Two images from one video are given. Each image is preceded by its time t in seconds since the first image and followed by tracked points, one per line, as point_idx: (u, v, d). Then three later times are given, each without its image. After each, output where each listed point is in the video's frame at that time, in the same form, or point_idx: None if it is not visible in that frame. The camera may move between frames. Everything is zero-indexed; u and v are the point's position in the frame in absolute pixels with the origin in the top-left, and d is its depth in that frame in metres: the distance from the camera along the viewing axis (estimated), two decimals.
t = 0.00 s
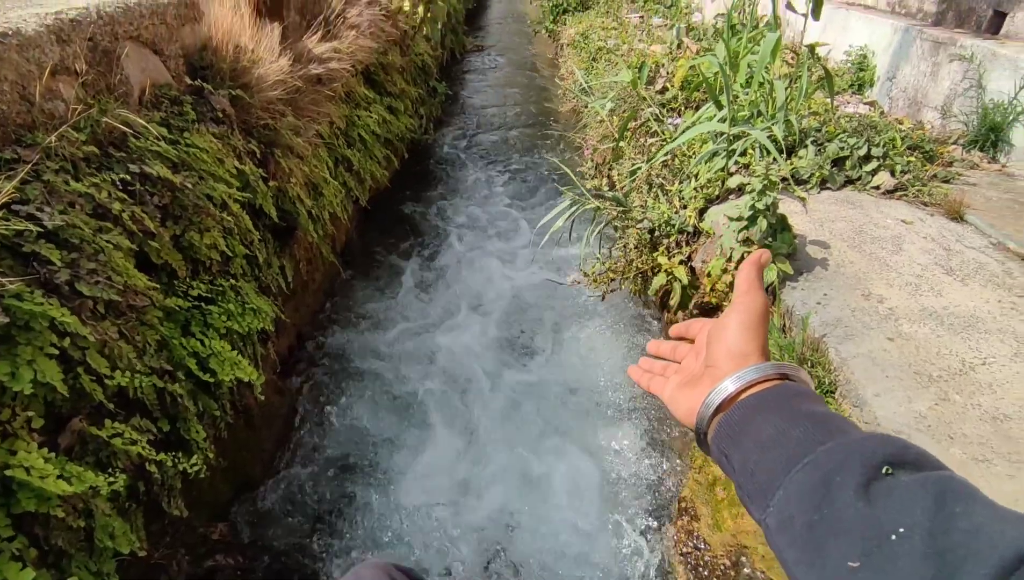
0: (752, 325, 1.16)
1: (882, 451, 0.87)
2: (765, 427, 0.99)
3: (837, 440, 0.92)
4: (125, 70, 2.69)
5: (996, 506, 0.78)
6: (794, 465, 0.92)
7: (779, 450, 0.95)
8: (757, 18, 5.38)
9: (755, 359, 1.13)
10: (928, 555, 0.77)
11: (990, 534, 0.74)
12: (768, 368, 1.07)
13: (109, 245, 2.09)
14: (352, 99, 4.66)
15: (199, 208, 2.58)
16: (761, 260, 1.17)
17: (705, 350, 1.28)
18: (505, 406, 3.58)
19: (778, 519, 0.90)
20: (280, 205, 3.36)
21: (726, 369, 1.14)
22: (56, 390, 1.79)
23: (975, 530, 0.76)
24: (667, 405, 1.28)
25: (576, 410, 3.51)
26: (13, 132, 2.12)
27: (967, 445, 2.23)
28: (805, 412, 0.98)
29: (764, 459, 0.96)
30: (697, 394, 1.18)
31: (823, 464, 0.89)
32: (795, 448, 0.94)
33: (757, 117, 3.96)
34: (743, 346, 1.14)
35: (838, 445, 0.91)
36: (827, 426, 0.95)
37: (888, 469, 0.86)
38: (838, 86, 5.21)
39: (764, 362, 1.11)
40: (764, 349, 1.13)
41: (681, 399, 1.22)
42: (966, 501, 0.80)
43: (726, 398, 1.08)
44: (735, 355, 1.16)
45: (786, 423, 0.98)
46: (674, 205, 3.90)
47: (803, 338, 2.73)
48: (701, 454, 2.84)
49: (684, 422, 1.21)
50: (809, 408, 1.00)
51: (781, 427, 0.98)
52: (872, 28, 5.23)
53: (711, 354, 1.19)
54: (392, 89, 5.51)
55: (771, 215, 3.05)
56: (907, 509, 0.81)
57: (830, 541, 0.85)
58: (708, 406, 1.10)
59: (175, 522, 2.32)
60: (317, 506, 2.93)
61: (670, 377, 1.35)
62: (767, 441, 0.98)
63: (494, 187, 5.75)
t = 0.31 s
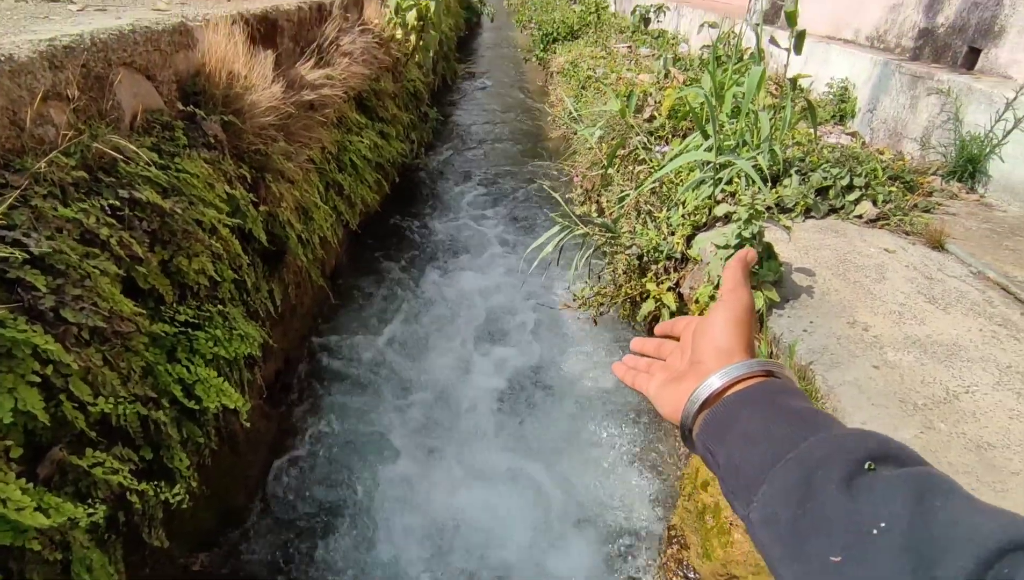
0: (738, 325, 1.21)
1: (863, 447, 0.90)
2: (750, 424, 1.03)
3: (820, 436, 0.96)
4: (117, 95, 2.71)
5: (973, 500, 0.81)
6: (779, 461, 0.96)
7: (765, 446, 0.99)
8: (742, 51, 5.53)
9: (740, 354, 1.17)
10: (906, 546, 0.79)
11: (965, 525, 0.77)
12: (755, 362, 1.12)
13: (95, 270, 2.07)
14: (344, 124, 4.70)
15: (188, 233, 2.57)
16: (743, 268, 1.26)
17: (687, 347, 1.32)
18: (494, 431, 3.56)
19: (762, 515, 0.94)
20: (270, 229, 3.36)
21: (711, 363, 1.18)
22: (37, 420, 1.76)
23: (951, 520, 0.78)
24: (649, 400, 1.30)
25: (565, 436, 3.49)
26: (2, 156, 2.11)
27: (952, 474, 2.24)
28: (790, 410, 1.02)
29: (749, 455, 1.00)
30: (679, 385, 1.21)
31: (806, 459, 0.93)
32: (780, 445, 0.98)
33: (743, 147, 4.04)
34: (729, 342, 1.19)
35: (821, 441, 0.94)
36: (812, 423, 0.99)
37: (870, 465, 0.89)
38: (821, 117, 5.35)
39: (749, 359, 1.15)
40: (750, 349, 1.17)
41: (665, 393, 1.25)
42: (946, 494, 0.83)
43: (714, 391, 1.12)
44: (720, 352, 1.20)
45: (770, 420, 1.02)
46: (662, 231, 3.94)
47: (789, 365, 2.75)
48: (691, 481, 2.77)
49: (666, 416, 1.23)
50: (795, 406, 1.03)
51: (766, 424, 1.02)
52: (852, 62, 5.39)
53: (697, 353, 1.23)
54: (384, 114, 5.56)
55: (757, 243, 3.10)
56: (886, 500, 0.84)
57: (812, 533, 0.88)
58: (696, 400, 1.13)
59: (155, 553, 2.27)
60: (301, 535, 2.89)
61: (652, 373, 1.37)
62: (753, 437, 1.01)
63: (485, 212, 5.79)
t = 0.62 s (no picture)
0: (710, 271, 1.19)
1: (822, 382, 0.88)
2: (716, 366, 1.01)
3: (781, 374, 0.93)
4: (117, 124, 2.76)
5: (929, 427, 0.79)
6: (743, 400, 0.93)
7: (729, 385, 0.97)
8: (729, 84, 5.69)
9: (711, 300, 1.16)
10: (866, 476, 0.77)
11: (922, 451, 0.76)
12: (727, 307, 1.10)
13: (91, 297, 2.09)
14: (340, 150, 4.77)
15: (184, 260, 2.60)
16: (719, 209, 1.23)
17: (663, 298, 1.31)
18: (485, 458, 3.59)
19: (727, 454, 0.92)
20: (265, 254, 3.39)
21: (683, 310, 1.16)
22: (29, 449, 1.77)
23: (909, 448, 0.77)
24: (626, 354, 1.30)
25: (555, 463, 3.52)
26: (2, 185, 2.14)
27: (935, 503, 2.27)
28: (755, 350, 1.00)
29: (715, 396, 0.97)
30: (654, 335, 1.20)
31: (768, 396, 0.90)
32: (743, 383, 0.95)
33: (730, 177, 4.13)
34: (701, 289, 1.17)
35: (781, 379, 0.92)
36: (775, 362, 0.96)
37: (830, 398, 0.86)
38: (806, 147, 5.50)
39: (721, 304, 1.14)
40: (721, 294, 1.15)
41: (640, 344, 1.25)
42: (903, 427, 0.81)
43: (685, 338, 1.10)
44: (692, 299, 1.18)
45: (735, 361, 0.99)
46: (652, 259, 4.00)
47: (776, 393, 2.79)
48: (681, 507, 2.77)
49: (642, 366, 1.23)
50: (760, 347, 1.01)
51: (731, 365, 0.99)
52: (835, 96, 5.56)
53: (670, 299, 1.21)
54: (379, 140, 5.64)
55: (743, 273, 3.16)
56: (844, 433, 0.81)
57: (774, 470, 0.86)
58: (667, 347, 1.12)
59: None
60: (289, 563, 2.88)
61: (630, 326, 1.36)
62: (718, 378, 0.98)
63: (478, 238, 5.87)
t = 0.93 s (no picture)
0: (702, 215, 1.15)
1: (822, 328, 0.84)
2: (710, 312, 0.95)
3: (777, 319, 0.88)
4: (119, 135, 2.78)
5: (932, 371, 0.78)
6: (738, 347, 0.89)
7: (724, 332, 0.92)
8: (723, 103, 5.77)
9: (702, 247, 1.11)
10: (871, 423, 0.74)
11: (929, 395, 0.73)
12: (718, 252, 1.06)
13: (90, 307, 2.09)
14: (338, 164, 4.79)
15: (182, 270, 2.61)
16: (713, 144, 1.14)
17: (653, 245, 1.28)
18: (481, 471, 3.57)
19: (721, 404, 0.87)
20: (262, 266, 3.39)
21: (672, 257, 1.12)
22: (24, 459, 1.76)
23: (916, 392, 0.74)
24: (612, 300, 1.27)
25: (551, 477, 3.50)
26: (3, 194, 2.15)
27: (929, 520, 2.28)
28: (748, 296, 0.95)
29: (708, 344, 0.92)
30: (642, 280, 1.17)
31: (766, 342, 0.86)
32: (738, 329, 0.90)
33: (725, 195, 4.18)
34: (693, 234, 1.12)
35: (780, 324, 0.87)
36: (770, 307, 0.92)
37: (830, 344, 0.83)
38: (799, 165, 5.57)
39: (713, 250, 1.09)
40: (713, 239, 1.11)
41: (627, 290, 1.22)
42: (904, 373, 0.79)
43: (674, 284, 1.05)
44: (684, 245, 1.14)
45: (728, 307, 0.95)
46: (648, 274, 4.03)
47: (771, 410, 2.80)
48: (676, 523, 2.82)
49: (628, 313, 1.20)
50: (753, 292, 0.96)
51: (725, 312, 0.94)
52: (827, 116, 5.66)
53: (659, 245, 1.17)
54: (377, 154, 5.67)
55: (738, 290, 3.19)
56: (848, 380, 0.78)
57: (771, 419, 0.82)
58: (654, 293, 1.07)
59: None
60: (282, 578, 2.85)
61: (619, 275, 1.34)
62: (711, 326, 0.93)
63: (474, 252, 5.89)
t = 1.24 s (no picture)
0: (711, 230, 1.13)
1: (838, 345, 0.83)
2: (724, 330, 0.96)
3: (792, 337, 0.88)
4: (126, 132, 2.79)
5: (950, 391, 0.78)
6: (752, 367, 0.89)
7: (738, 352, 0.92)
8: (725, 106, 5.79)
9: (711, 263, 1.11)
10: (891, 445, 0.75)
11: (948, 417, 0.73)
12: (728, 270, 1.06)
13: (97, 302, 2.10)
14: (341, 163, 4.80)
15: (187, 266, 2.62)
16: (719, 160, 1.09)
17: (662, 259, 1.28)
18: (482, 471, 3.57)
19: (737, 424, 0.88)
20: (266, 264, 3.40)
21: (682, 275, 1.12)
22: (30, 452, 1.76)
23: (935, 414, 0.75)
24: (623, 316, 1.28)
25: (552, 478, 3.50)
26: (11, 189, 2.16)
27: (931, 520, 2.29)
28: (762, 313, 0.95)
29: (722, 363, 0.93)
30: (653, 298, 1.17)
31: (780, 361, 0.86)
32: (753, 349, 0.91)
33: (728, 197, 4.19)
34: (701, 251, 1.12)
35: (795, 343, 0.87)
36: (784, 324, 0.92)
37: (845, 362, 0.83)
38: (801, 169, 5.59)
39: (722, 266, 1.09)
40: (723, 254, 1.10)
41: (638, 307, 1.23)
42: (923, 392, 0.79)
43: (685, 303, 1.06)
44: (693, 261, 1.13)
45: (742, 326, 0.95)
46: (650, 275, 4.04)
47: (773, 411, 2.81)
48: (678, 524, 2.82)
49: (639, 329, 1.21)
50: (766, 309, 0.96)
51: (739, 331, 0.94)
52: (829, 119, 5.67)
53: (668, 262, 1.17)
54: (380, 154, 5.67)
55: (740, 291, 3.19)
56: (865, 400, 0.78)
57: (788, 440, 0.83)
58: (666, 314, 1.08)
59: None
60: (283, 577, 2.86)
61: (628, 290, 1.34)
62: (725, 344, 0.94)
63: (476, 253, 5.90)
